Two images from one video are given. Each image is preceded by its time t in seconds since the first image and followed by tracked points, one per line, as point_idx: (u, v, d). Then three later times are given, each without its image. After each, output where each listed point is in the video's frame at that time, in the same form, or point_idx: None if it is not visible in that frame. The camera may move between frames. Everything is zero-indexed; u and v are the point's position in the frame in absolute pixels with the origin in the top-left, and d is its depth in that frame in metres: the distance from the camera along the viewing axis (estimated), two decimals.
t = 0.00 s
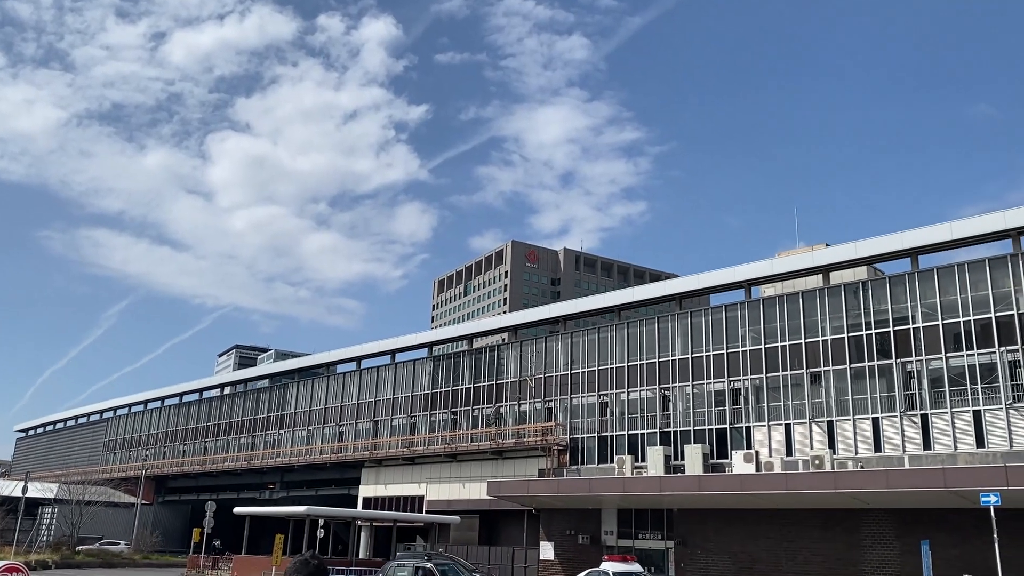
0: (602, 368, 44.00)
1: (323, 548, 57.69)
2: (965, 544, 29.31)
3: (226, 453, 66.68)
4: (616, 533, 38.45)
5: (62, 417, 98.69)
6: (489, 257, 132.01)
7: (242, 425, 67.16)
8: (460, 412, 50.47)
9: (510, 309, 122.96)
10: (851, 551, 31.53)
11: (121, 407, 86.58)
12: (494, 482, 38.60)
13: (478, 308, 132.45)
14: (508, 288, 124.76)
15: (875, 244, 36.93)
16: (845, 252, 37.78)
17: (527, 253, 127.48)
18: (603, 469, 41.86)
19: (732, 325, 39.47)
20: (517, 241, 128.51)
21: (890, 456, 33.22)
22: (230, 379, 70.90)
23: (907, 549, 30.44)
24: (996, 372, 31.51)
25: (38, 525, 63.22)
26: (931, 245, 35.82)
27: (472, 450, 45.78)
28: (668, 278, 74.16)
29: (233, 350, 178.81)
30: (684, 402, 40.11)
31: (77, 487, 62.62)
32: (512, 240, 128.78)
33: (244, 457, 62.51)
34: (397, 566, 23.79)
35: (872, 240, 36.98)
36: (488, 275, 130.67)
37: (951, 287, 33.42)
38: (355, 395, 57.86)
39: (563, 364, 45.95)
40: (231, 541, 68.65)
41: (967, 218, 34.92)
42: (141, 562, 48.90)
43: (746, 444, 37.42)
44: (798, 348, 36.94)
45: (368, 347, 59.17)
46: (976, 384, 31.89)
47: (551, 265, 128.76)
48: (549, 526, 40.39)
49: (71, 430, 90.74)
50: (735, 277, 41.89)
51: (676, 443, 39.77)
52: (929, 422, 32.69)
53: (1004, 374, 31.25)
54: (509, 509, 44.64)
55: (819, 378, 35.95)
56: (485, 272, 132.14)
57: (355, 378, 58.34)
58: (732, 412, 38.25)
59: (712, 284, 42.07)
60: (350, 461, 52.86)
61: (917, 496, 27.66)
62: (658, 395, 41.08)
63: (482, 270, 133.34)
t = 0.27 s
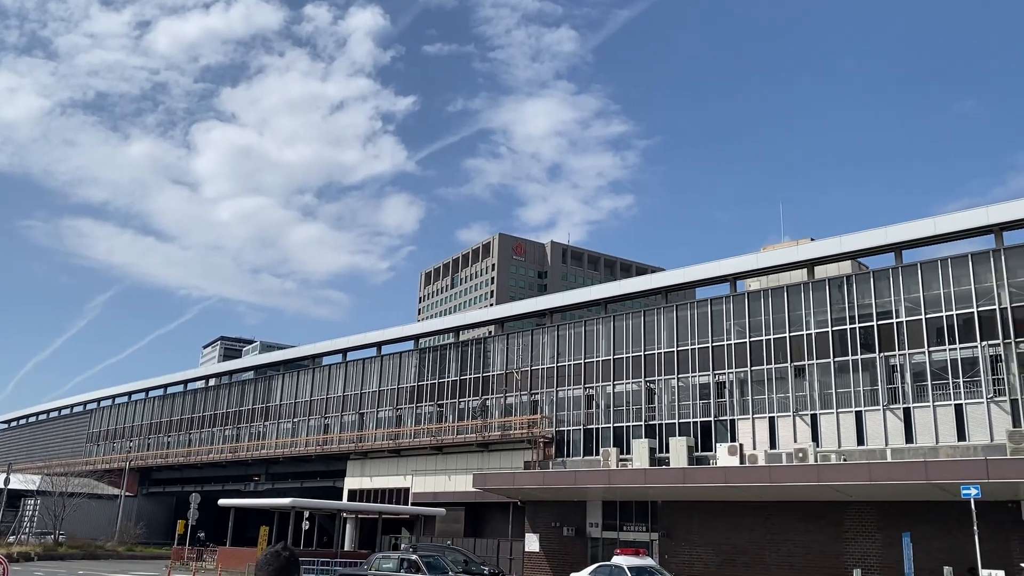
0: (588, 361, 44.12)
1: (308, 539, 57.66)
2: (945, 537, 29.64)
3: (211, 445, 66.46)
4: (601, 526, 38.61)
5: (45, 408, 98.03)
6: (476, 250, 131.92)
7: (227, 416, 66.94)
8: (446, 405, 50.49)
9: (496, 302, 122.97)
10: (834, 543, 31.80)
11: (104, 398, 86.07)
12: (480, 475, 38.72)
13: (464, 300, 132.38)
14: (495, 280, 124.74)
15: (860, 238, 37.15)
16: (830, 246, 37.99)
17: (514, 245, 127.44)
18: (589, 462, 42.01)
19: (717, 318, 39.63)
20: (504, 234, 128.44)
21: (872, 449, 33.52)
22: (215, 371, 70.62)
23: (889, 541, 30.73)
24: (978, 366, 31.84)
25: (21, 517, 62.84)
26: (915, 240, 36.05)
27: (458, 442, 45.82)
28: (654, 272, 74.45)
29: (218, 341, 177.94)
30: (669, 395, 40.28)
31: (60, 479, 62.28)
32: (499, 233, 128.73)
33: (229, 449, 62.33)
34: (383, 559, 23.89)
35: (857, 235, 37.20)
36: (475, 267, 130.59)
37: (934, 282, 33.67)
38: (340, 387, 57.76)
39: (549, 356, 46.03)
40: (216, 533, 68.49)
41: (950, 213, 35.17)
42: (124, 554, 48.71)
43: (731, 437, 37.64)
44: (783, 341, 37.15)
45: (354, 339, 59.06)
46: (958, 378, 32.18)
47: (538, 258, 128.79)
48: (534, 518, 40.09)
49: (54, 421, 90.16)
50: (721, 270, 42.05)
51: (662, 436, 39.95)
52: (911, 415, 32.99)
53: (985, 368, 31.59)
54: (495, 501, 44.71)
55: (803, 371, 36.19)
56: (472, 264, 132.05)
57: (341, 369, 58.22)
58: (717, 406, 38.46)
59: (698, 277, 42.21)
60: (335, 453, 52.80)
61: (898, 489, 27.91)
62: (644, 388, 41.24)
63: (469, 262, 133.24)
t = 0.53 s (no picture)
0: (572, 355, 44.18)
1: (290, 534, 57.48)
2: (923, 531, 29.95)
3: (192, 438, 66.09)
4: (583, 520, 38.37)
5: (24, 401, 97.11)
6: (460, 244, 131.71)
7: (208, 410, 66.56)
8: (429, 399, 50.43)
9: (480, 296, 122.86)
10: (813, 537, 32.06)
11: (84, 391, 85.35)
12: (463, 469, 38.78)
13: (448, 294, 132.20)
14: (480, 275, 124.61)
15: (842, 235, 37.35)
16: (812, 243, 38.19)
17: (498, 240, 127.33)
18: (572, 456, 42.08)
19: (700, 314, 39.81)
20: (488, 228, 128.28)
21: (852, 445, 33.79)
22: (196, 364, 70.18)
23: (867, 535, 31.04)
24: (956, 362, 32.10)
25: None
26: (896, 237, 36.30)
27: (441, 437, 45.80)
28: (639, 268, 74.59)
29: (200, 335, 176.91)
30: (652, 390, 40.41)
31: (39, 472, 61.76)
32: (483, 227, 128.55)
33: (210, 442, 62.00)
34: (365, 552, 23.84)
35: (839, 232, 37.42)
36: (460, 261, 130.42)
37: (914, 279, 33.96)
38: (323, 381, 57.56)
39: (533, 351, 46.06)
40: (197, 527, 68.18)
41: (930, 211, 35.43)
42: (103, 548, 48.40)
43: (712, 432, 37.83)
44: (764, 337, 37.37)
45: (337, 333, 58.84)
46: (937, 374, 32.48)
47: (522, 253, 128.79)
48: (517, 512, 40.83)
49: (33, 414, 89.34)
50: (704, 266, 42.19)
51: (644, 431, 40.08)
52: (891, 411, 33.28)
53: (964, 364, 31.83)
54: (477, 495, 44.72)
55: (785, 367, 36.43)
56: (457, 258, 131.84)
57: (324, 363, 58.02)
58: (699, 401, 38.65)
59: (681, 273, 42.34)
60: (317, 447, 52.64)
61: (877, 484, 28.17)
62: (627, 382, 41.36)
63: (453, 257, 133.02)
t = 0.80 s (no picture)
0: (552, 351, 44.23)
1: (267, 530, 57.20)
2: (897, 527, 30.29)
3: (169, 434, 65.56)
4: (562, 516, 38.44)
5: None
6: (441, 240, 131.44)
7: (186, 405, 66.05)
8: (409, 395, 50.33)
9: (461, 292, 122.70)
10: (790, 533, 32.32)
11: (59, 386, 84.38)
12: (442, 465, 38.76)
13: (429, 290, 131.90)
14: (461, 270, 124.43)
15: (821, 233, 37.61)
16: (791, 241, 38.44)
17: (479, 235, 127.18)
18: (551, 452, 42.14)
19: (679, 311, 39.99)
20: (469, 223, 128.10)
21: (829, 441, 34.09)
22: (173, 359, 69.58)
23: (843, 531, 31.34)
24: (932, 360, 32.45)
25: None
26: (873, 236, 36.62)
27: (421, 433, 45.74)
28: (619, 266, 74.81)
29: (178, 329, 175.50)
30: (631, 386, 40.55)
31: (13, 468, 61.05)
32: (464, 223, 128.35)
33: (188, 438, 61.55)
34: (344, 548, 23.77)
35: (817, 230, 37.70)
36: (440, 257, 130.16)
37: (891, 277, 34.28)
38: (302, 376, 57.27)
39: (513, 347, 46.06)
40: (173, 523, 67.68)
41: (907, 210, 35.75)
42: (78, 544, 47.90)
43: (691, 428, 38.01)
44: (743, 334, 37.60)
45: (316, 328, 58.55)
46: (913, 371, 32.82)
47: (503, 249, 128.74)
48: (496, 508, 40.85)
49: (6, 409, 88.21)
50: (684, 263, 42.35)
51: (623, 427, 40.22)
52: (867, 408, 33.65)
53: (939, 362, 32.19)
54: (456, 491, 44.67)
55: (762, 364, 36.67)
56: (437, 254, 131.57)
57: (303, 358, 57.72)
58: (677, 397, 38.82)
59: (661, 270, 42.48)
60: (296, 443, 52.38)
61: (853, 480, 28.44)
62: (606, 378, 41.49)
63: (434, 252, 132.71)
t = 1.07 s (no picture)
0: (530, 349, 44.26)
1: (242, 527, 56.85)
2: (869, 524, 30.64)
3: (142, 430, 64.91)
4: (538, 513, 38.63)
5: None
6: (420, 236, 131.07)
7: (160, 401, 65.42)
8: (386, 392, 50.17)
9: (439, 289, 122.45)
10: (764, 530, 32.58)
11: (30, 382, 83.27)
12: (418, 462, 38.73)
13: (407, 287, 131.53)
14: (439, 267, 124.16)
15: (797, 232, 37.90)
16: (767, 240, 38.71)
17: (458, 232, 126.96)
18: (528, 449, 42.20)
19: (657, 309, 40.16)
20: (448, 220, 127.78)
21: (803, 439, 34.39)
22: (147, 354, 68.89)
23: (816, 528, 31.64)
24: (905, 359, 32.84)
25: None
26: (848, 236, 36.93)
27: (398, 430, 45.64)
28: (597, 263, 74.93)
29: (152, 324, 173.81)
30: (609, 383, 40.68)
31: None
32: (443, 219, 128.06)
33: (162, 434, 60.98)
34: (318, 545, 23.58)
35: (793, 229, 37.98)
36: (419, 253, 129.81)
37: (866, 277, 34.63)
38: (278, 373, 56.91)
39: (491, 344, 46.04)
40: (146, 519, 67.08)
41: (882, 210, 36.07)
42: (49, 541, 47.32)
43: (667, 426, 38.22)
44: (719, 332, 37.83)
45: (293, 324, 58.19)
46: (886, 370, 33.19)
47: (482, 246, 128.62)
48: (473, 506, 40.86)
49: None
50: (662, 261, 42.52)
51: (600, 424, 40.34)
52: (841, 406, 33.93)
53: (912, 361, 32.57)
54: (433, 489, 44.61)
55: (738, 362, 36.93)
56: (415, 250, 131.18)
57: (279, 355, 57.36)
58: (654, 395, 38.99)
59: (639, 268, 42.61)
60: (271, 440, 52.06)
61: (827, 477, 28.73)
62: (584, 376, 41.60)
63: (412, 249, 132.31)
